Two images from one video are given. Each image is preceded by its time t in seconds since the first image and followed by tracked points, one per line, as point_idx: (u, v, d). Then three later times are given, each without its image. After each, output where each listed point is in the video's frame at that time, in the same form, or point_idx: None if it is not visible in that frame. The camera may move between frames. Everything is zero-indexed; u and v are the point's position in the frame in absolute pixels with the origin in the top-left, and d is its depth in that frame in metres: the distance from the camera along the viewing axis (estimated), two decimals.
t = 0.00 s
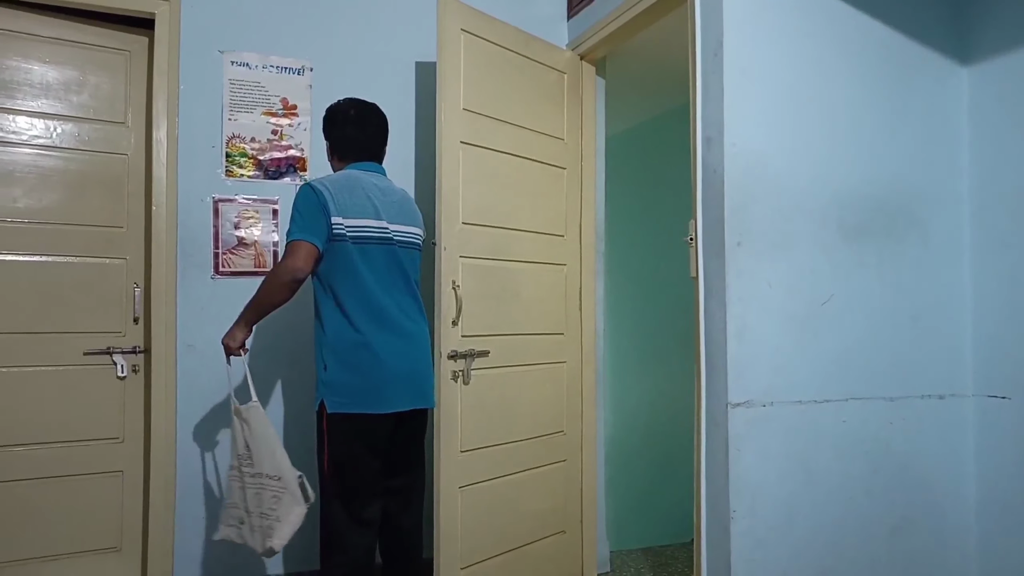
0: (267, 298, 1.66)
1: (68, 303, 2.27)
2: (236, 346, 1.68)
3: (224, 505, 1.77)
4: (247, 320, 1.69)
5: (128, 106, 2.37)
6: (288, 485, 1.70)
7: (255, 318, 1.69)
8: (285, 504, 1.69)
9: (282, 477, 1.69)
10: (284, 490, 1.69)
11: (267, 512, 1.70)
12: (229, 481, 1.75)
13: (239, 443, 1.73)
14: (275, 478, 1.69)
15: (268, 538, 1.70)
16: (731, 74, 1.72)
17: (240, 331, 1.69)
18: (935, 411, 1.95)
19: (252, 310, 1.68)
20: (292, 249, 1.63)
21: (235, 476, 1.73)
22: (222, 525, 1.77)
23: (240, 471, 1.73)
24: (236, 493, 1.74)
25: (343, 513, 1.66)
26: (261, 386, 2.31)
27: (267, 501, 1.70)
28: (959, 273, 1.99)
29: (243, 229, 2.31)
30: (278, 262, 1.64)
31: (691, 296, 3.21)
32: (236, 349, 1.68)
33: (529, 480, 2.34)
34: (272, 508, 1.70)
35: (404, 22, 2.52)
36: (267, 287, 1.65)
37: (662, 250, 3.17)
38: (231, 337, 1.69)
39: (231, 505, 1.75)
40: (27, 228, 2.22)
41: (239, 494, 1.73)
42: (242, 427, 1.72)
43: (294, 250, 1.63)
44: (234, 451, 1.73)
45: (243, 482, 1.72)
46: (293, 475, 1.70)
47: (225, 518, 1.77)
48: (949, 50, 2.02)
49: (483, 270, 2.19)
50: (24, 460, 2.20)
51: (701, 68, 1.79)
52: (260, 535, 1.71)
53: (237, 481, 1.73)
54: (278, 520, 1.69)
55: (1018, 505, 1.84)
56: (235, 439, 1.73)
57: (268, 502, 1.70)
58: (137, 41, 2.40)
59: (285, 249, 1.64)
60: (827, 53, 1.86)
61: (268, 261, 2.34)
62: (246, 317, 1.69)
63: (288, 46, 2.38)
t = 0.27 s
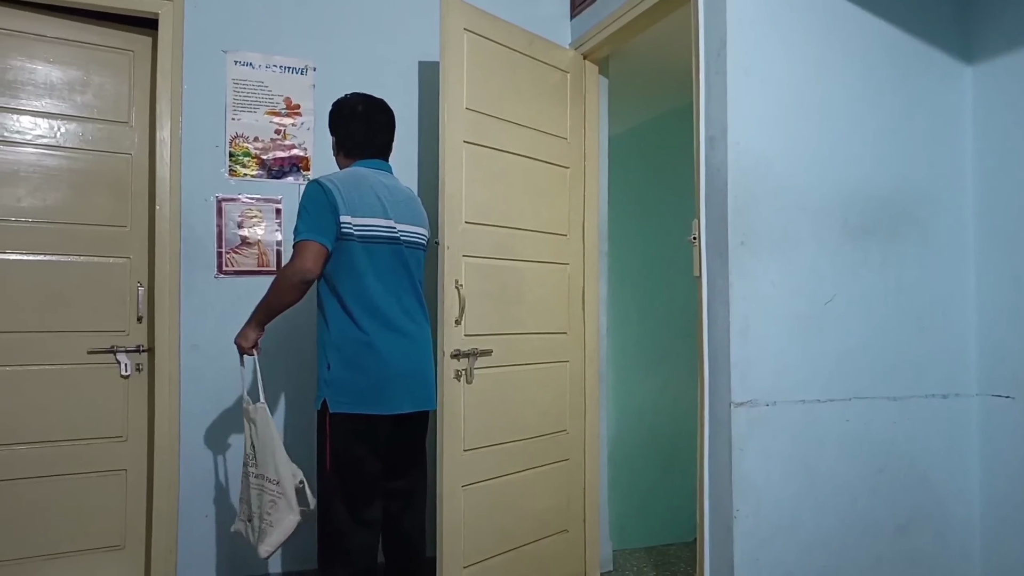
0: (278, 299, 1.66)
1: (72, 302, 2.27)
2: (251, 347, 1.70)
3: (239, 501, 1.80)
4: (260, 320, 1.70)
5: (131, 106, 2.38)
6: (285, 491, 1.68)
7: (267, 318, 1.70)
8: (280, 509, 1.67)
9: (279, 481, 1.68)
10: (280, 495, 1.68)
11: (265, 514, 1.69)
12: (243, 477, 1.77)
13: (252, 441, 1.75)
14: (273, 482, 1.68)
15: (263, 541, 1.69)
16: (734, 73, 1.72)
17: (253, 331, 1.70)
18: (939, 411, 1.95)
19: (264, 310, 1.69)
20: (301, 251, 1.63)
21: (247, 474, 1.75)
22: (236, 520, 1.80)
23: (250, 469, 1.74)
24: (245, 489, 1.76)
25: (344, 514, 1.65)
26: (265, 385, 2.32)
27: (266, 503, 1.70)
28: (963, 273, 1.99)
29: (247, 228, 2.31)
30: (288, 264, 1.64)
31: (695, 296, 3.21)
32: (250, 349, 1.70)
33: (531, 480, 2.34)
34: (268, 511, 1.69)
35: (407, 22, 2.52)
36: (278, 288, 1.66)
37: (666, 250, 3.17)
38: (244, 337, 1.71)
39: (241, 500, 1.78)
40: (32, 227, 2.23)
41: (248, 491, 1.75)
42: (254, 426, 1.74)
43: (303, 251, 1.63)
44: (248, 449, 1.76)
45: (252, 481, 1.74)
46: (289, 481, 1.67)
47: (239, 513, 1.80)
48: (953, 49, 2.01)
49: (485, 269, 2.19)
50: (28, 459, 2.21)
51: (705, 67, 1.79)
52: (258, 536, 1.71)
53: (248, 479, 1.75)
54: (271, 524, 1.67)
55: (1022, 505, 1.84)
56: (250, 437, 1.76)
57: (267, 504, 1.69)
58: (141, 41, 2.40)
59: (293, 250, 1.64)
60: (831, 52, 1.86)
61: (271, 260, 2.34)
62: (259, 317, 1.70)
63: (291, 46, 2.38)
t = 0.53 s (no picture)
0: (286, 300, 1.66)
1: (72, 301, 2.27)
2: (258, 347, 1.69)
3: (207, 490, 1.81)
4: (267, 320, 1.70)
5: (130, 104, 2.37)
6: (260, 498, 1.70)
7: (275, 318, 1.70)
8: (253, 515, 1.70)
9: (256, 487, 1.69)
10: (255, 500, 1.69)
11: (233, 513, 1.71)
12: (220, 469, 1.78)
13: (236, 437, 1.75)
14: (251, 487, 1.70)
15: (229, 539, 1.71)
16: (735, 69, 1.72)
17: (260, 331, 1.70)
18: (940, 408, 1.95)
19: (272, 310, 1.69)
20: (312, 251, 1.63)
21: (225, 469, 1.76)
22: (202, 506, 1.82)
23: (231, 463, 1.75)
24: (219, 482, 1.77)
25: (348, 515, 1.65)
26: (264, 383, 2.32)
27: (236, 503, 1.71)
28: (964, 270, 1.99)
29: (246, 226, 2.31)
30: (298, 263, 1.64)
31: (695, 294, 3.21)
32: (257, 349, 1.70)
33: (532, 478, 2.34)
34: (237, 513, 1.71)
35: (406, 19, 2.51)
36: (288, 288, 1.65)
37: (666, 248, 3.17)
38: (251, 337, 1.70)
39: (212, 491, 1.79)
40: (31, 226, 2.23)
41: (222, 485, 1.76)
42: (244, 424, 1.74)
43: (313, 250, 1.63)
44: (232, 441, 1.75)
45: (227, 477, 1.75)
46: (266, 491, 1.70)
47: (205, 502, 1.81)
48: (953, 45, 2.01)
49: (485, 267, 2.19)
50: (27, 458, 2.20)
51: (704, 65, 1.79)
52: (223, 533, 1.73)
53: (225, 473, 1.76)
54: (241, 527, 1.70)
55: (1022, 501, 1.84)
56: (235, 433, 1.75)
57: (237, 505, 1.71)
58: (140, 39, 2.40)
59: (303, 249, 1.64)
60: (831, 49, 1.85)
61: (271, 258, 2.34)
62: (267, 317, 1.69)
63: (290, 44, 2.37)
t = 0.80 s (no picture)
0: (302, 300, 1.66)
1: (92, 299, 2.29)
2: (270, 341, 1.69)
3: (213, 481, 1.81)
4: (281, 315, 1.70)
5: (149, 103, 2.39)
6: (267, 491, 1.71)
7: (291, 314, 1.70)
8: (260, 508, 1.70)
9: (263, 480, 1.70)
10: (262, 493, 1.70)
11: (240, 505, 1.72)
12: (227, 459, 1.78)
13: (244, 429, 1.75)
14: (259, 480, 1.70)
15: (235, 531, 1.72)
16: (753, 67, 1.71)
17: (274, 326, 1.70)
18: (960, 408, 1.94)
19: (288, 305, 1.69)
20: (332, 251, 1.63)
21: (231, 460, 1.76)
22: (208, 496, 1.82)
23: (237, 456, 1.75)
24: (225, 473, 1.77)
25: (369, 511, 1.66)
26: (281, 380, 2.33)
27: (243, 496, 1.72)
28: (984, 269, 1.97)
29: (263, 224, 2.32)
30: (318, 263, 1.64)
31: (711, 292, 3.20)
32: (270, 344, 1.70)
33: (547, 476, 2.34)
34: (244, 506, 1.71)
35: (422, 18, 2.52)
36: (307, 287, 1.65)
37: (681, 246, 3.16)
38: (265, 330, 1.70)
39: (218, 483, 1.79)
40: (52, 224, 2.25)
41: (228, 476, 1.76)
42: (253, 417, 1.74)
43: (333, 251, 1.63)
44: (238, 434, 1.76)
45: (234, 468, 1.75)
46: (274, 484, 1.70)
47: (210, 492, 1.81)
48: (974, 43, 1.99)
49: (501, 265, 2.19)
50: (49, 453, 2.23)
51: (721, 63, 1.79)
52: (229, 524, 1.74)
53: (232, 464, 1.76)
54: (248, 519, 1.71)
55: None
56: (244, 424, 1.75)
57: (244, 497, 1.71)
58: (159, 38, 2.42)
59: (323, 249, 1.64)
60: (849, 47, 1.84)
61: (288, 257, 2.35)
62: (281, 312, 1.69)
63: (307, 43, 2.38)
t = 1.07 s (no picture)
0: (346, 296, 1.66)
1: (132, 293, 2.33)
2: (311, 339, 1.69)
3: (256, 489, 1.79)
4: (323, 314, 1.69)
5: (187, 100, 2.42)
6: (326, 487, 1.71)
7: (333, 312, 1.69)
8: (321, 505, 1.70)
9: (321, 476, 1.70)
10: (321, 490, 1.70)
11: (299, 507, 1.71)
12: (271, 464, 1.77)
13: (288, 430, 1.75)
14: (317, 477, 1.70)
15: (298, 534, 1.71)
16: (794, 61, 1.69)
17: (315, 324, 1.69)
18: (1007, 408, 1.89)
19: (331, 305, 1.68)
20: (381, 252, 1.63)
21: (279, 463, 1.75)
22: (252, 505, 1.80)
23: (285, 457, 1.74)
24: (272, 477, 1.76)
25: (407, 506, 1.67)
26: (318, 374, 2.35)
27: (301, 496, 1.71)
28: None
29: (300, 220, 2.34)
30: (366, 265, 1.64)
31: (747, 287, 3.16)
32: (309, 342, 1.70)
33: (583, 472, 2.34)
34: (304, 505, 1.71)
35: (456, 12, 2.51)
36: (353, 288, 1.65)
37: (716, 240, 3.14)
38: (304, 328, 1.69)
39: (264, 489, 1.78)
40: (93, 220, 2.29)
41: (276, 479, 1.75)
42: (298, 416, 1.74)
43: (381, 251, 1.63)
44: (282, 435, 1.76)
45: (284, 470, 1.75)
46: (333, 478, 1.71)
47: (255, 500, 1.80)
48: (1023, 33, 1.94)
49: (536, 261, 2.19)
50: (92, 445, 2.28)
51: (762, 56, 1.77)
52: (288, 528, 1.72)
53: (279, 467, 1.76)
54: (311, 518, 1.70)
55: None
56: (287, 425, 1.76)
57: (302, 496, 1.71)
58: (196, 35, 2.44)
59: (371, 248, 1.64)
60: (892, 39, 1.81)
61: (324, 252, 2.36)
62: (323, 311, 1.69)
63: (342, 39, 2.39)
